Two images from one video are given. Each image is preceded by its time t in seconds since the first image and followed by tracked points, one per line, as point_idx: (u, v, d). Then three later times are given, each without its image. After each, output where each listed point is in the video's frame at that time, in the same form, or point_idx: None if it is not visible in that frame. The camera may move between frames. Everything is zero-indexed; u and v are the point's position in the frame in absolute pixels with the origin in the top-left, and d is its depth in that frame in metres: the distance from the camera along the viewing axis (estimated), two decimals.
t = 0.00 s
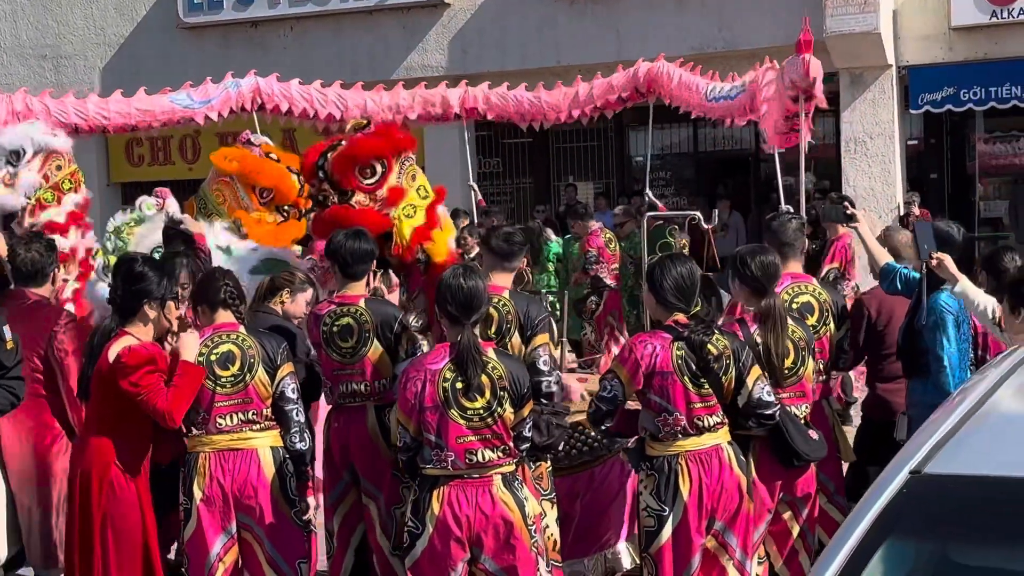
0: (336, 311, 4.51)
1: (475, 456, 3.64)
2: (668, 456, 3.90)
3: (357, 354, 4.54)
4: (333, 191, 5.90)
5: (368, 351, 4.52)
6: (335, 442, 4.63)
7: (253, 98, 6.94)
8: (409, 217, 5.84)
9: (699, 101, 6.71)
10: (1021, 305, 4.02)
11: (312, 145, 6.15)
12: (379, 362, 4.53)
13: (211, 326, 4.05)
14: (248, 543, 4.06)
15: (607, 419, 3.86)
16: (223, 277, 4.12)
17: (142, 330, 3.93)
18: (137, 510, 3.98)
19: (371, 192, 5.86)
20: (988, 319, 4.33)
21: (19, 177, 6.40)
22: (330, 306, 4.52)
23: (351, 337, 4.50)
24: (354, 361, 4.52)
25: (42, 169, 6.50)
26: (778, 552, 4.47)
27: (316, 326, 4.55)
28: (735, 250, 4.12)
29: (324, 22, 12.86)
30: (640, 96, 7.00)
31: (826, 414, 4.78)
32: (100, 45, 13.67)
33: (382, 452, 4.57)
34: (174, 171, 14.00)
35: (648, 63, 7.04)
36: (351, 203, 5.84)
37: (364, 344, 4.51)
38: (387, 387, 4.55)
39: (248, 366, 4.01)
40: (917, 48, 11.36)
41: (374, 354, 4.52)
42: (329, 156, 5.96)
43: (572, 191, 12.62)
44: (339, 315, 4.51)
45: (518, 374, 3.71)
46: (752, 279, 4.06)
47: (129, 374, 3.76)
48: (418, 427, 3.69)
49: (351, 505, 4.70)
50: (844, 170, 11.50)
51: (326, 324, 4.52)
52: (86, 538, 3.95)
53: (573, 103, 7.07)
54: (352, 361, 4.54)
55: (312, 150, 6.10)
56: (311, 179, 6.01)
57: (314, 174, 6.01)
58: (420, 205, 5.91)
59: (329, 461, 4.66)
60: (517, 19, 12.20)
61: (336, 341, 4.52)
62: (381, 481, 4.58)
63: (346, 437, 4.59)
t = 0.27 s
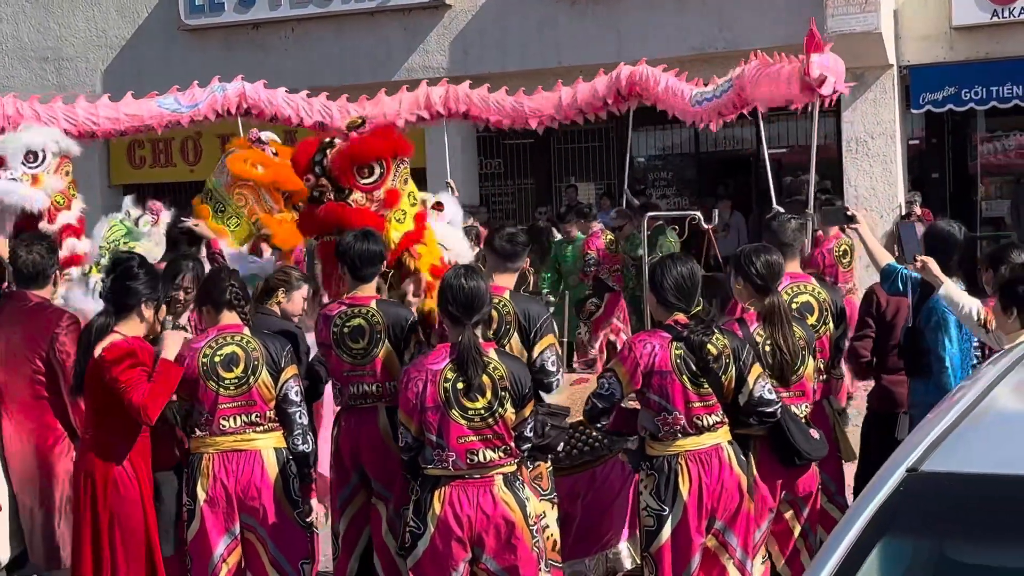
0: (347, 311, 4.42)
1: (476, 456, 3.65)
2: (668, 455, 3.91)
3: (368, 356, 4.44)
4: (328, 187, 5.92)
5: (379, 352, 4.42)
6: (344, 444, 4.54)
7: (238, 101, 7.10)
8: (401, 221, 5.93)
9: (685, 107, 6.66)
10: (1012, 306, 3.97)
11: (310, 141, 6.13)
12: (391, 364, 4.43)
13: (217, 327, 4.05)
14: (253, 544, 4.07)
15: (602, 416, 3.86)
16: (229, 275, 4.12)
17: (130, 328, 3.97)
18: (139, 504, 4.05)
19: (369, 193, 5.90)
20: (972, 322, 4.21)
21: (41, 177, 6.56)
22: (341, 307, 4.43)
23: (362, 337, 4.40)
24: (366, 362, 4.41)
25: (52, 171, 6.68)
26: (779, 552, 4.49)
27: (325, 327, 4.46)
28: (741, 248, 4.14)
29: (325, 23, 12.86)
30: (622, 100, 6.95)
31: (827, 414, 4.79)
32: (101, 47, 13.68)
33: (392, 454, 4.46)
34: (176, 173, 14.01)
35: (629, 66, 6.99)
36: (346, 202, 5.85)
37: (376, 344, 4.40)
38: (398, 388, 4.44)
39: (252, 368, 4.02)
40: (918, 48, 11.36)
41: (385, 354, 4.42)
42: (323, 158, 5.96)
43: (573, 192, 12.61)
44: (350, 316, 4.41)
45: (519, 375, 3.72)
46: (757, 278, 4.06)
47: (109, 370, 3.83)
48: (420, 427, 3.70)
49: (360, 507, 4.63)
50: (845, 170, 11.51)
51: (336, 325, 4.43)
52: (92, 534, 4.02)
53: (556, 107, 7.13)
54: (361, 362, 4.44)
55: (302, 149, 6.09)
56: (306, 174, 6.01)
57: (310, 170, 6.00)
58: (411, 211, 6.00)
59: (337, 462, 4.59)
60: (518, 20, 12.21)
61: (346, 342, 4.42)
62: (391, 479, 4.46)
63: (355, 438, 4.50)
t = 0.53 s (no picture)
0: (360, 315, 4.40)
1: (482, 460, 3.65)
2: (674, 458, 3.91)
3: (380, 361, 4.42)
4: (365, 201, 5.77)
5: (393, 356, 4.41)
6: (356, 448, 4.53)
7: (219, 102, 7.16)
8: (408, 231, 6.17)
9: (675, 108, 6.83)
10: (1006, 310, 3.97)
11: (328, 148, 5.82)
12: (403, 367, 4.42)
13: (228, 332, 4.03)
14: (261, 548, 4.07)
15: (610, 422, 3.85)
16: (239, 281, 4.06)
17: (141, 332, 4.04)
18: (138, 506, 4.12)
19: (394, 204, 5.93)
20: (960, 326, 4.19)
21: (55, 181, 6.44)
22: (355, 311, 4.41)
23: (376, 341, 4.39)
24: (378, 365, 4.40)
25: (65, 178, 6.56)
26: (782, 555, 4.45)
27: (339, 330, 4.43)
28: (739, 250, 4.18)
29: (330, 26, 12.87)
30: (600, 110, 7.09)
31: (833, 417, 4.77)
32: (107, 51, 13.71)
33: (402, 460, 4.45)
34: (182, 177, 14.04)
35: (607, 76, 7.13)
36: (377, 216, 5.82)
37: (389, 349, 4.40)
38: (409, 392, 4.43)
39: (262, 376, 3.99)
40: (924, 49, 11.35)
41: (398, 360, 4.41)
42: (354, 168, 5.78)
43: (578, 195, 12.60)
44: (364, 320, 4.40)
45: (526, 378, 3.71)
46: (753, 279, 4.11)
47: (115, 373, 3.86)
48: (426, 431, 3.69)
49: (369, 511, 4.63)
50: (851, 171, 11.51)
51: (349, 328, 4.41)
52: (92, 532, 4.11)
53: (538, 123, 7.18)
54: (372, 367, 4.43)
55: (323, 153, 5.81)
56: (336, 187, 5.76)
57: (339, 181, 5.76)
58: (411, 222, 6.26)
59: (347, 465, 4.58)
60: (523, 23, 12.21)
61: (359, 346, 4.41)
62: (401, 480, 4.44)
63: (368, 442, 4.49)
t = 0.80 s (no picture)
0: (369, 319, 4.40)
1: (490, 464, 3.65)
2: (682, 461, 3.91)
3: (389, 365, 4.41)
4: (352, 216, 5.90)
5: (403, 360, 4.40)
6: (365, 451, 4.54)
7: (207, 110, 7.60)
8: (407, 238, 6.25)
9: (660, 103, 7.41)
10: (999, 312, 3.84)
11: (317, 163, 5.97)
12: (412, 370, 4.41)
13: (232, 339, 4.02)
14: (270, 552, 4.09)
15: (618, 427, 3.84)
16: (243, 288, 4.04)
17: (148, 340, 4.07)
18: (143, 515, 4.11)
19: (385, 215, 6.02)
20: (952, 330, 4.26)
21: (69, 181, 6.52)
22: (363, 315, 4.42)
23: (385, 346, 4.38)
24: (386, 369, 4.40)
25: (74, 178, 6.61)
26: (786, 559, 4.45)
27: (347, 334, 4.45)
28: (740, 254, 4.15)
29: (335, 30, 12.89)
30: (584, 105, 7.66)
31: (838, 419, 4.77)
32: (113, 56, 13.73)
33: (410, 464, 4.45)
34: (188, 180, 14.08)
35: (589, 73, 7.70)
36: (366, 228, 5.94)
37: (399, 354, 4.39)
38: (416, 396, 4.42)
39: (269, 383, 3.98)
40: (930, 51, 11.34)
41: (407, 364, 4.40)
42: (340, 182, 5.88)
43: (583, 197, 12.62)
44: (373, 323, 4.40)
45: (533, 383, 3.71)
46: (755, 283, 4.10)
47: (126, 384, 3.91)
48: (434, 436, 3.70)
49: (378, 514, 4.62)
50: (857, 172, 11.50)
51: (357, 333, 4.42)
52: (96, 538, 4.10)
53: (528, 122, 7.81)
54: (379, 370, 4.43)
55: (312, 167, 5.97)
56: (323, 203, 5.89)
57: (326, 197, 5.90)
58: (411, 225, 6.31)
59: (356, 466, 4.59)
60: (528, 26, 12.22)
61: (368, 350, 4.41)
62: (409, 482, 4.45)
63: (377, 446, 4.49)
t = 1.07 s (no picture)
0: (378, 324, 4.41)
1: (501, 468, 3.65)
2: (692, 466, 3.91)
3: (397, 371, 4.42)
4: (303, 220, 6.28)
5: (410, 364, 4.40)
6: (375, 455, 4.54)
7: (192, 117, 7.45)
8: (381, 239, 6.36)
9: (650, 109, 7.26)
10: (988, 314, 3.83)
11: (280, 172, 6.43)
12: (420, 374, 4.41)
13: (235, 347, 4.02)
14: (281, 557, 4.08)
15: (628, 430, 3.85)
16: (238, 296, 4.01)
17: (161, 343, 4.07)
18: (157, 522, 4.13)
19: (339, 220, 6.22)
20: (944, 335, 4.31)
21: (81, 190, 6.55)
22: (371, 320, 4.42)
23: (393, 350, 4.39)
24: (395, 374, 4.41)
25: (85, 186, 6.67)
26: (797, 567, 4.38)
27: (356, 339, 4.45)
28: (746, 258, 4.15)
29: (343, 35, 12.91)
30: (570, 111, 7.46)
31: (846, 422, 4.72)
32: (122, 62, 13.77)
33: (420, 467, 4.46)
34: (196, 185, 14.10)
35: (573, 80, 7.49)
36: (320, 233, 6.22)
37: (407, 359, 4.39)
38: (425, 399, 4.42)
39: (275, 390, 4.00)
40: (938, 54, 11.33)
41: (415, 368, 4.40)
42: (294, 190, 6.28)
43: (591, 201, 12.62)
44: (381, 329, 4.40)
45: (542, 386, 3.72)
46: (762, 287, 4.09)
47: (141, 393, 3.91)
48: (444, 440, 3.71)
49: (388, 519, 4.61)
50: (866, 175, 11.49)
51: (366, 338, 4.43)
52: (108, 547, 4.11)
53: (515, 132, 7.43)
54: (387, 375, 4.43)
55: (276, 176, 6.44)
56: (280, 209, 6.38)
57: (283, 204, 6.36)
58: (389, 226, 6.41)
59: (366, 470, 4.59)
60: (536, 30, 12.23)
61: (376, 355, 4.42)
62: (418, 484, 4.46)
63: (387, 451, 4.50)
